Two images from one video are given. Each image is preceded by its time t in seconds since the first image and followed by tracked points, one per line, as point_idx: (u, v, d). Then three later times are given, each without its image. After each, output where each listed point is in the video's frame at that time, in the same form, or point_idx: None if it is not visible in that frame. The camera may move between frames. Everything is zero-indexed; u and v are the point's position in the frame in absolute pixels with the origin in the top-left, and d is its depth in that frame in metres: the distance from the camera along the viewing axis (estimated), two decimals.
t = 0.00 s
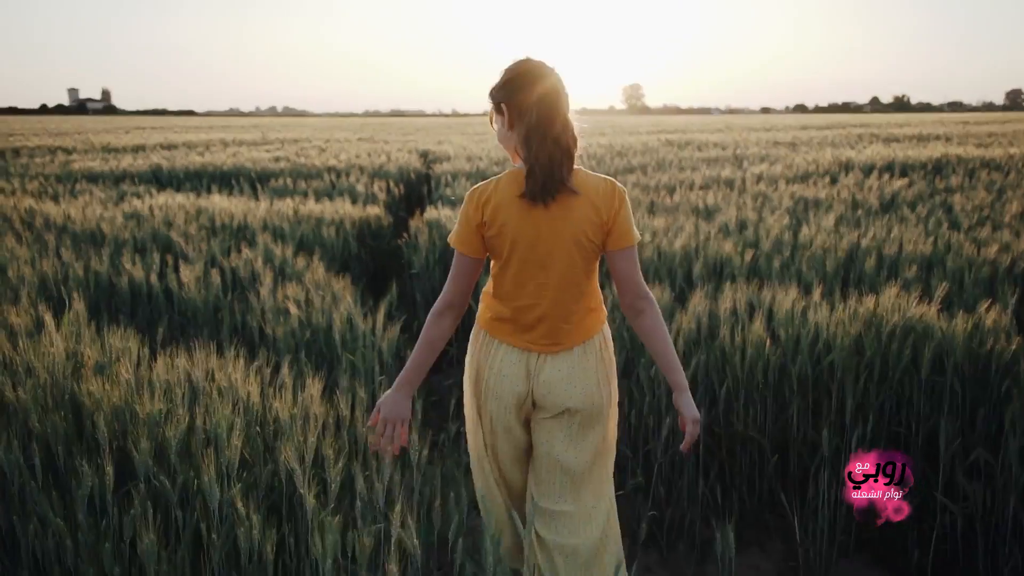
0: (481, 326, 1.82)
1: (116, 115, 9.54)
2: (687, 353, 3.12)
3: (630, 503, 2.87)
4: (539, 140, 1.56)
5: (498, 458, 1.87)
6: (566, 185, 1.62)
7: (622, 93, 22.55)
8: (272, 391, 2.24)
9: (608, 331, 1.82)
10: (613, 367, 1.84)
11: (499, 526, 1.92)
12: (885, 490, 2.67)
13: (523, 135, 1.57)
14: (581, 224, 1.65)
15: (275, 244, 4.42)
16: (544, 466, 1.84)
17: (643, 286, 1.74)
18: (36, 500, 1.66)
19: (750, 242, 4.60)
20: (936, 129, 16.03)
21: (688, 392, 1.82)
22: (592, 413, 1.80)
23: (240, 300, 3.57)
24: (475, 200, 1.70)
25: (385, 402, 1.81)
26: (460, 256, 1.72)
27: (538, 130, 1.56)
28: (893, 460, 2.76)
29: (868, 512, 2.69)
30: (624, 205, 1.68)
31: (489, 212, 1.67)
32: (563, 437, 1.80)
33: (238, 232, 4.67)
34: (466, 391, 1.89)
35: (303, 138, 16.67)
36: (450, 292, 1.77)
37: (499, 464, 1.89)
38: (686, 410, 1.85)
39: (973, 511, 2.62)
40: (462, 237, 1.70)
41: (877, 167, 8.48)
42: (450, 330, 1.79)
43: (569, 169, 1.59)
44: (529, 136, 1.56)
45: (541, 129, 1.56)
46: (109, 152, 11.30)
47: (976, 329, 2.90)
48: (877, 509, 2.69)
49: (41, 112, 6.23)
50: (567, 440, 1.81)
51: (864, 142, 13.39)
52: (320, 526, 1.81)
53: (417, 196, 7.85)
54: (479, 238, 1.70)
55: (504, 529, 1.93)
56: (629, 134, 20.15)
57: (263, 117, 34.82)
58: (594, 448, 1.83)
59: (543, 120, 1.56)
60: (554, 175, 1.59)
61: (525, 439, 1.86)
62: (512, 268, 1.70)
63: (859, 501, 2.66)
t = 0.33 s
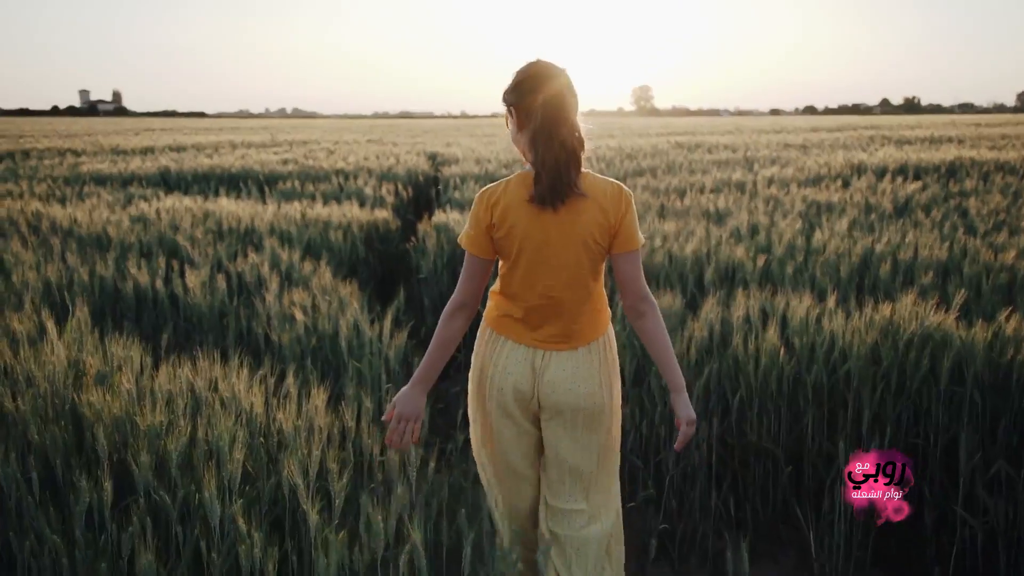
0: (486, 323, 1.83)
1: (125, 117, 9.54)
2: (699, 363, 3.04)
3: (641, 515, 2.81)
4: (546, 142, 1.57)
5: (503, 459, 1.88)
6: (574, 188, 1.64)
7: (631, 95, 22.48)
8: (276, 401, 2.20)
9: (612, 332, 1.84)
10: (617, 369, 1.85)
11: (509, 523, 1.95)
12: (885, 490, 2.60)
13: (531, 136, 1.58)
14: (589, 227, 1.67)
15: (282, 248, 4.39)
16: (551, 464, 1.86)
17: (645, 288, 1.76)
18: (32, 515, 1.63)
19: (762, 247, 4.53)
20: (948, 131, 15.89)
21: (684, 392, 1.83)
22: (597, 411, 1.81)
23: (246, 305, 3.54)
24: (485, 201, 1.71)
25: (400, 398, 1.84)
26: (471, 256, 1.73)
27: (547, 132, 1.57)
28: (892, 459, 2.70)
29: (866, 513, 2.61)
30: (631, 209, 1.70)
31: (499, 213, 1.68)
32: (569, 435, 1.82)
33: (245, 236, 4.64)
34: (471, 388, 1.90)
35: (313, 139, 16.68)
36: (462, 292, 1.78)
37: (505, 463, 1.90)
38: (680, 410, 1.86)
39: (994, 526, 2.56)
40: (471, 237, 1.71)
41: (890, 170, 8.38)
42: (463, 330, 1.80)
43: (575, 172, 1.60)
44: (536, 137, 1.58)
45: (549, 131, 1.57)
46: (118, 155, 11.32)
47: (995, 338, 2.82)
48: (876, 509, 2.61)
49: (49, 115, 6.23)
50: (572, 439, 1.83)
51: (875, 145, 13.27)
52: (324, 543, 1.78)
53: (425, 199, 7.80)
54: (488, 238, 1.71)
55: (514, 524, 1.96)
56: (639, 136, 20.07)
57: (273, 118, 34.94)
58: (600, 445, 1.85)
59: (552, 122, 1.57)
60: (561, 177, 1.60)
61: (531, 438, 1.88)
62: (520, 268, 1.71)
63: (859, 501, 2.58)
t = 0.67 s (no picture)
0: (491, 330, 1.79)
1: (132, 124, 9.56)
2: (710, 376, 2.97)
3: (650, 533, 2.75)
4: (544, 145, 1.55)
5: (513, 469, 1.83)
6: (574, 192, 1.59)
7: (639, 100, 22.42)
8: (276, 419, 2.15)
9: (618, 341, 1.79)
10: (622, 381, 1.79)
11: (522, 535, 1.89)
12: (885, 490, 2.53)
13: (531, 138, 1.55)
14: (591, 232, 1.62)
15: (286, 257, 4.35)
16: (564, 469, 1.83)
17: (646, 295, 1.71)
18: (22, 539, 1.58)
19: (772, 255, 4.46)
20: (957, 137, 15.79)
21: (679, 401, 1.81)
22: (605, 417, 1.79)
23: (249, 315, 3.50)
24: (488, 207, 1.69)
25: (404, 402, 1.83)
26: (476, 262, 1.73)
27: (546, 135, 1.54)
28: (891, 460, 2.66)
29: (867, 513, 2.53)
30: (635, 215, 1.64)
31: (500, 219, 1.65)
32: (578, 442, 1.79)
33: (250, 244, 4.61)
34: (477, 398, 1.86)
35: (319, 146, 16.70)
36: (466, 298, 1.78)
37: (515, 474, 1.85)
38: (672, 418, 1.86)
39: (1015, 547, 2.48)
40: (473, 244, 1.68)
41: (900, 178, 8.29)
42: (467, 335, 1.80)
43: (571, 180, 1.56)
44: (535, 139, 1.55)
45: (549, 135, 1.55)
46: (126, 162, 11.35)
47: (1014, 351, 2.75)
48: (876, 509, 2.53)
49: (55, 122, 6.23)
50: (584, 444, 1.80)
51: (885, 151, 13.17)
52: (323, 567, 1.73)
53: (431, 205, 7.77)
54: (491, 245, 1.68)
55: (528, 535, 1.89)
56: (646, 142, 20.04)
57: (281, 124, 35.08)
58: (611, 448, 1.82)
59: (552, 127, 1.55)
60: (558, 183, 1.56)
61: (540, 447, 1.83)
62: (523, 274, 1.67)
63: (859, 501, 2.52)
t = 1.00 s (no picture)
0: (496, 345, 1.80)
1: (140, 138, 9.58)
2: (721, 397, 2.87)
3: (659, 560, 2.67)
4: (540, 154, 1.55)
5: (522, 487, 1.81)
6: (574, 206, 1.60)
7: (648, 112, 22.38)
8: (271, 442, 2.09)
9: (625, 357, 1.77)
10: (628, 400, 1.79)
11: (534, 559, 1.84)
12: (884, 490, 2.50)
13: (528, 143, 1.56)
14: (593, 246, 1.61)
15: (288, 272, 4.30)
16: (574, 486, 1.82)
17: (649, 313, 1.69)
18: None
19: (783, 271, 4.38)
20: (968, 150, 15.64)
21: (679, 420, 1.77)
22: (612, 432, 1.79)
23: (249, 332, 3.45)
24: (494, 219, 1.71)
25: (406, 413, 1.85)
26: (480, 275, 1.74)
27: (545, 145, 1.55)
28: (891, 459, 2.58)
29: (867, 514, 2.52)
30: (639, 230, 1.63)
31: (503, 231, 1.67)
32: (587, 458, 1.79)
33: (253, 259, 4.57)
34: (484, 417, 1.86)
35: (329, 159, 16.74)
36: (471, 310, 1.77)
37: (525, 493, 1.83)
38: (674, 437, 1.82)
39: None
40: (478, 257, 1.71)
41: (911, 191, 8.18)
42: (471, 347, 1.80)
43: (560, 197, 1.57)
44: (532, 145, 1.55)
45: (548, 146, 1.55)
46: (134, 175, 11.37)
47: None
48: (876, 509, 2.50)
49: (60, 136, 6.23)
50: (593, 458, 1.79)
51: (895, 164, 13.05)
52: None
53: (438, 218, 7.70)
54: (495, 258, 1.70)
55: (541, 560, 1.84)
56: (655, 155, 19.98)
57: (291, 137, 35.30)
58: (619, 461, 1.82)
59: (553, 139, 1.55)
60: (543, 194, 1.57)
61: (549, 465, 1.82)
62: (525, 288, 1.68)
63: (858, 501, 2.51)
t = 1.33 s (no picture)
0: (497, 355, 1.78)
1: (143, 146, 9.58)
2: (726, 412, 2.80)
3: None
4: (536, 164, 1.56)
5: (526, 500, 1.77)
6: (577, 217, 1.59)
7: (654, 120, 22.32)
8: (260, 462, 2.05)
9: (627, 368, 1.77)
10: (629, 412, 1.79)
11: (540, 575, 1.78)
12: (884, 490, 2.45)
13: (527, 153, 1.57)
14: (597, 257, 1.61)
15: (287, 282, 4.26)
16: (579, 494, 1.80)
17: (651, 324, 1.69)
18: None
19: (789, 281, 4.30)
20: (976, 158, 15.52)
21: (680, 433, 1.77)
22: (615, 442, 1.79)
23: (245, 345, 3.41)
24: (496, 229, 1.69)
25: (412, 425, 1.81)
26: (483, 285, 1.72)
27: (543, 155, 1.56)
28: (892, 459, 2.51)
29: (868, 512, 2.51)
30: (642, 242, 1.63)
31: (506, 241, 1.65)
32: (590, 469, 1.78)
33: (252, 269, 4.53)
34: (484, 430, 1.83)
35: (333, 167, 16.72)
36: (475, 320, 1.75)
37: (530, 506, 1.79)
38: (675, 449, 1.81)
39: None
40: (482, 266, 1.69)
41: (919, 200, 8.10)
42: (475, 357, 1.78)
43: (554, 207, 1.56)
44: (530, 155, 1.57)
45: (546, 157, 1.56)
46: (137, 183, 11.39)
47: None
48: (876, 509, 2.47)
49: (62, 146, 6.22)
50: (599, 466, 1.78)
51: (902, 172, 12.95)
52: None
53: (441, 227, 7.65)
54: (498, 268, 1.69)
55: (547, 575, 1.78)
56: (661, 163, 19.91)
57: (297, 146, 35.42)
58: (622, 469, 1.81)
59: (551, 150, 1.55)
60: (539, 201, 1.57)
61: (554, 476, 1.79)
62: (528, 299, 1.67)
63: (858, 501, 2.50)
